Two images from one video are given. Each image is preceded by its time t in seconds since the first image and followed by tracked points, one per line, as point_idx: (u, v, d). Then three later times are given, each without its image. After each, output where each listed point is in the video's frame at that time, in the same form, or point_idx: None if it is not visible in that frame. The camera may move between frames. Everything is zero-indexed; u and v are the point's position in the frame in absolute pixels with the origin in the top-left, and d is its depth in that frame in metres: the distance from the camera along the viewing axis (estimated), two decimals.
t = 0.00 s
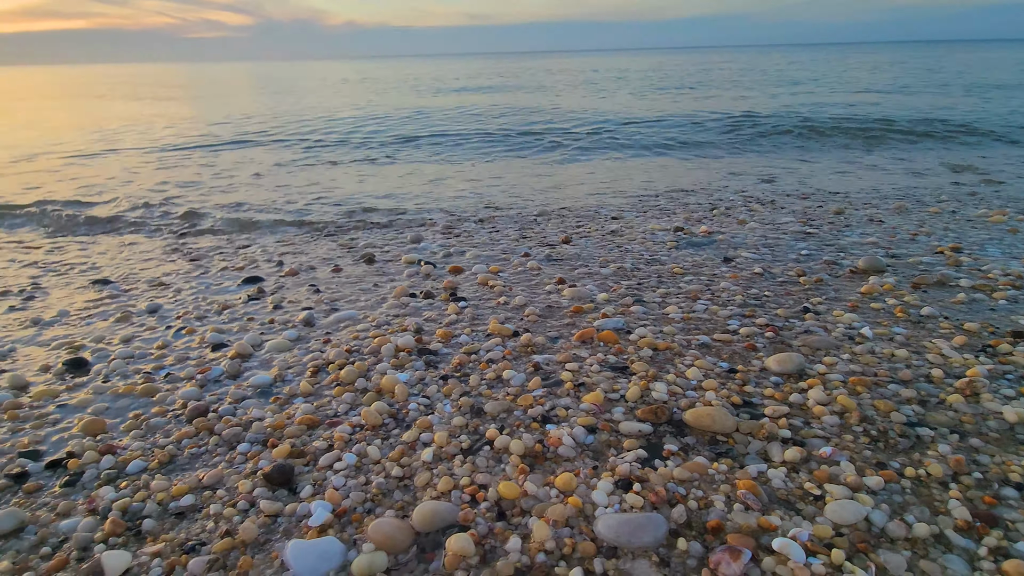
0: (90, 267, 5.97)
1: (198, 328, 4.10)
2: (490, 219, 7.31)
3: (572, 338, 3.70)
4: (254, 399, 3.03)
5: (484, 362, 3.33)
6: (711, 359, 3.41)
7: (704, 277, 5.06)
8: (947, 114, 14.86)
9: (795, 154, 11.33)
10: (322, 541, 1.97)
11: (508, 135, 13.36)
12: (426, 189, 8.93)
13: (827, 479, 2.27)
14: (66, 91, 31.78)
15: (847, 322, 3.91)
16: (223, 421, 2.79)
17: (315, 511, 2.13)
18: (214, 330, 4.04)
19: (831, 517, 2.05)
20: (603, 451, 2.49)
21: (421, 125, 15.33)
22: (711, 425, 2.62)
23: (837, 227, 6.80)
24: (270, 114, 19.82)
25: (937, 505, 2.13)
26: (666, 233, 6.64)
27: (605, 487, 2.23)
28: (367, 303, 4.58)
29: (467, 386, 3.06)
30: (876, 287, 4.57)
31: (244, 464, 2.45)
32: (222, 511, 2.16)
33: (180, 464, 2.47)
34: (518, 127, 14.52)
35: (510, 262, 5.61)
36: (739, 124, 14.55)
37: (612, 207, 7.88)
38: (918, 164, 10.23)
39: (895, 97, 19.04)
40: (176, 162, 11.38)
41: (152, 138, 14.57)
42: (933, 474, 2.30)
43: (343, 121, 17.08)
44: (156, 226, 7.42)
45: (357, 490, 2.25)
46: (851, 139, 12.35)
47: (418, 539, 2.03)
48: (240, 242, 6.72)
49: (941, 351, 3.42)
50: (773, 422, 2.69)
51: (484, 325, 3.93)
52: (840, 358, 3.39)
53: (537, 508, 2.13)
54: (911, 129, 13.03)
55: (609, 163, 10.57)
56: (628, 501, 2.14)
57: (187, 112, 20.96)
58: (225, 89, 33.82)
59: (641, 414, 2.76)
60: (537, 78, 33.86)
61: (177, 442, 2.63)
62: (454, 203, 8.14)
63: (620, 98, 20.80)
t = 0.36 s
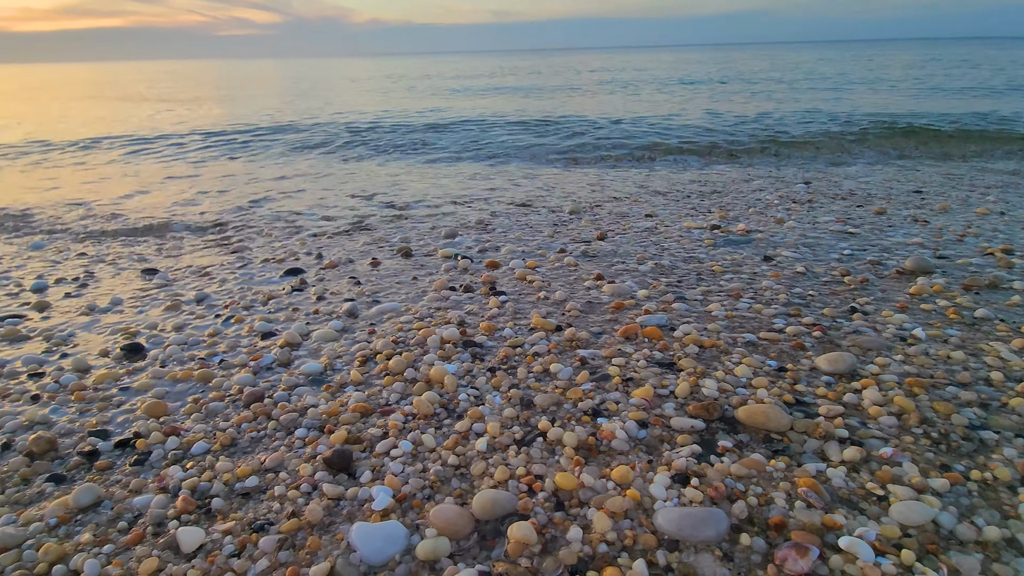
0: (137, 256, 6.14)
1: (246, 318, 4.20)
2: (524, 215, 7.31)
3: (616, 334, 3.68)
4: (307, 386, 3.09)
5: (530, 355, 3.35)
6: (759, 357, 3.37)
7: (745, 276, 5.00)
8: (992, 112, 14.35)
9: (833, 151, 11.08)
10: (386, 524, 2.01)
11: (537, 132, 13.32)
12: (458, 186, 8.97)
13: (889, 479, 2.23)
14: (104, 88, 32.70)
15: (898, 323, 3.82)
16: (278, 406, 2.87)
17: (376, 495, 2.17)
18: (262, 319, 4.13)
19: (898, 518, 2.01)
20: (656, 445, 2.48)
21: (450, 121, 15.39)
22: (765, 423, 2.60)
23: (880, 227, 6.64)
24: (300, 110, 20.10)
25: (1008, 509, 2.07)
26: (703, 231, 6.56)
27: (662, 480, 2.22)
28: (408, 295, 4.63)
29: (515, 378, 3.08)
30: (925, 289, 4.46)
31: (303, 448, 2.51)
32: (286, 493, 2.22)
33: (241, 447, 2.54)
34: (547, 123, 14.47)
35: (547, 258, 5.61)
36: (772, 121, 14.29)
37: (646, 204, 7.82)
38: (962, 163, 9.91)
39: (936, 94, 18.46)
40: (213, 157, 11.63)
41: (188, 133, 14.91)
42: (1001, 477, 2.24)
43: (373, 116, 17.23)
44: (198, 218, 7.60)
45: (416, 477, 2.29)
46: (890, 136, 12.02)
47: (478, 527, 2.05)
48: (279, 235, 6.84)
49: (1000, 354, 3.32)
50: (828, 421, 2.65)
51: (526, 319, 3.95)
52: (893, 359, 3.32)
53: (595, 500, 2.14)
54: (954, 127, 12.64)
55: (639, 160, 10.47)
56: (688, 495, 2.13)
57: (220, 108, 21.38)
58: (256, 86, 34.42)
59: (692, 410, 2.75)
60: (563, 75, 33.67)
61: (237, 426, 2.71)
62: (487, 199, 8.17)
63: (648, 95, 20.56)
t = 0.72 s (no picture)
0: (174, 247, 6.28)
1: (284, 309, 4.27)
2: (552, 211, 7.27)
3: (652, 330, 3.65)
4: (346, 375, 3.13)
5: (567, 349, 3.33)
6: (800, 355, 3.30)
7: (782, 273, 4.90)
8: None
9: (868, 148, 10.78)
10: (432, 512, 2.02)
11: (563, 128, 13.25)
12: (485, 182, 8.97)
13: (944, 480, 2.16)
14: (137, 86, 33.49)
15: (944, 323, 3.71)
16: (320, 394, 2.91)
17: (421, 483, 2.19)
18: (299, 310, 4.19)
19: (956, 519, 1.94)
20: (699, 441, 2.45)
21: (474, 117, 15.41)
22: (811, 421, 2.54)
23: (920, 226, 6.45)
24: (327, 107, 20.33)
25: None
26: (735, 228, 6.45)
27: (708, 476, 2.20)
28: (441, 289, 4.65)
29: (553, 371, 3.07)
30: (972, 288, 4.32)
31: (346, 436, 2.54)
32: (332, 479, 2.26)
33: (286, 433, 2.58)
34: (572, 120, 14.39)
35: (577, 253, 5.59)
36: (803, 118, 13.99)
37: (676, 201, 7.72)
38: (1006, 161, 9.57)
39: (976, 90, 17.85)
40: (243, 151, 11.81)
41: (219, 129, 15.17)
42: None
43: (399, 112, 17.33)
44: (231, 212, 7.74)
45: (459, 466, 2.30)
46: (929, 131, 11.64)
47: (524, 517, 2.05)
48: (310, 228, 6.93)
49: None
50: (876, 421, 2.59)
51: (561, 313, 3.93)
52: (941, 359, 3.22)
53: (640, 494, 2.13)
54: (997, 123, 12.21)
55: (667, 156, 10.33)
56: (735, 492, 2.11)
57: (249, 105, 21.76)
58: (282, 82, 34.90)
59: (734, 406, 2.70)
60: (587, 71, 33.39)
61: (281, 412, 2.75)
62: (514, 195, 8.16)
63: (675, 92, 20.30)
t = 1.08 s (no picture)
0: (204, 242, 6.39)
1: (315, 303, 4.33)
2: (577, 209, 7.24)
3: (683, 329, 3.62)
4: (380, 369, 3.16)
5: (598, 347, 3.33)
6: (836, 356, 3.24)
7: (814, 274, 4.82)
8: None
9: (901, 145, 10.51)
10: (471, 505, 2.03)
11: (585, 127, 13.18)
12: (508, 180, 8.97)
13: (993, 485, 2.10)
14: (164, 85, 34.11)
15: (986, 326, 3.61)
16: (355, 387, 2.95)
17: (459, 476, 2.21)
18: (330, 305, 4.24)
19: (1007, 525, 1.89)
20: (737, 441, 2.43)
21: (496, 116, 15.42)
22: (850, 423, 2.50)
23: (956, 226, 6.28)
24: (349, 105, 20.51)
25: None
26: (764, 227, 6.35)
27: (747, 475, 2.18)
28: (468, 285, 4.66)
29: (585, 369, 3.07)
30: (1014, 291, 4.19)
31: (382, 429, 2.57)
32: (370, 470, 2.29)
33: (323, 425, 2.62)
34: (593, 119, 14.30)
35: (603, 251, 5.56)
36: (830, 116, 13.71)
37: (702, 200, 7.63)
38: None
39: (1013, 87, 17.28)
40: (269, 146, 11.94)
41: (245, 126, 15.39)
42: None
43: (421, 110, 17.39)
44: (259, 209, 7.85)
45: (496, 460, 2.31)
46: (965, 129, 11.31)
47: (562, 513, 2.05)
48: (336, 224, 6.99)
49: None
50: (919, 424, 2.53)
51: (590, 311, 3.92)
52: (983, 363, 3.13)
53: (679, 492, 2.12)
54: None
55: (692, 153, 10.21)
56: (776, 492, 2.08)
57: (273, 103, 22.05)
58: (305, 81, 35.27)
59: (770, 407, 2.67)
60: (608, 70, 33.09)
61: (318, 405, 2.79)
62: (538, 193, 8.14)
63: (698, 91, 20.05)
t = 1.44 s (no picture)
0: (232, 237, 6.51)
1: (343, 298, 4.40)
2: (599, 207, 7.23)
3: (711, 327, 3.60)
4: (410, 362, 3.21)
5: (626, 344, 3.34)
6: (868, 355, 3.21)
7: (843, 273, 4.76)
8: None
9: (931, 144, 10.28)
10: (507, 495, 2.06)
11: (606, 125, 13.13)
12: (530, 178, 8.97)
13: None
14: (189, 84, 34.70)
15: None
16: (387, 379, 3.00)
17: (493, 467, 2.24)
18: (358, 299, 4.31)
19: None
20: (770, 438, 2.43)
21: (516, 115, 15.44)
22: (886, 423, 2.48)
23: (990, 227, 6.14)
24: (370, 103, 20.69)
25: None
26: (791, 226, 6.28)
27: (782, 472, 2.17)
28: (494, 282, 4.70)
29: (614, 365, 3.08)
30: None
31: (416, 420, 2.61)
32: (406, 459, 2.33)
33: (358, 416, 2.68)
34: (614, 117, 14.23)
35: (626, 249, 5.55)
36: (857, 114, 13.47)
37: (726, 199, 7.56)
38: None
39: None
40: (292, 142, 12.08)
41: (268, 124, 15.61)
42: None
43: (441, 109, 17.46)
44: (285, 206, 7.97)
45: (529, 453, 2.34)
46: (998, 127, 11.01)
47: (596, 505, 2.08)
48: (361, 221, 7.08)
49: None
50: (956, 425, 2.49)
51: (617, 308, 3.93)
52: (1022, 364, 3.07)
53: (713, 487, 2.13)
54: None
55: (715, 151, 10.11)
56: (812, 489, 2.08)
57: (295, 102, 22.33)
58: (325, 80, 35.60)
59: (803, 405, 2.65)
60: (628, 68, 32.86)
61: (352, 395, 2.85)
62: (560, 191, 8.13)
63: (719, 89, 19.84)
